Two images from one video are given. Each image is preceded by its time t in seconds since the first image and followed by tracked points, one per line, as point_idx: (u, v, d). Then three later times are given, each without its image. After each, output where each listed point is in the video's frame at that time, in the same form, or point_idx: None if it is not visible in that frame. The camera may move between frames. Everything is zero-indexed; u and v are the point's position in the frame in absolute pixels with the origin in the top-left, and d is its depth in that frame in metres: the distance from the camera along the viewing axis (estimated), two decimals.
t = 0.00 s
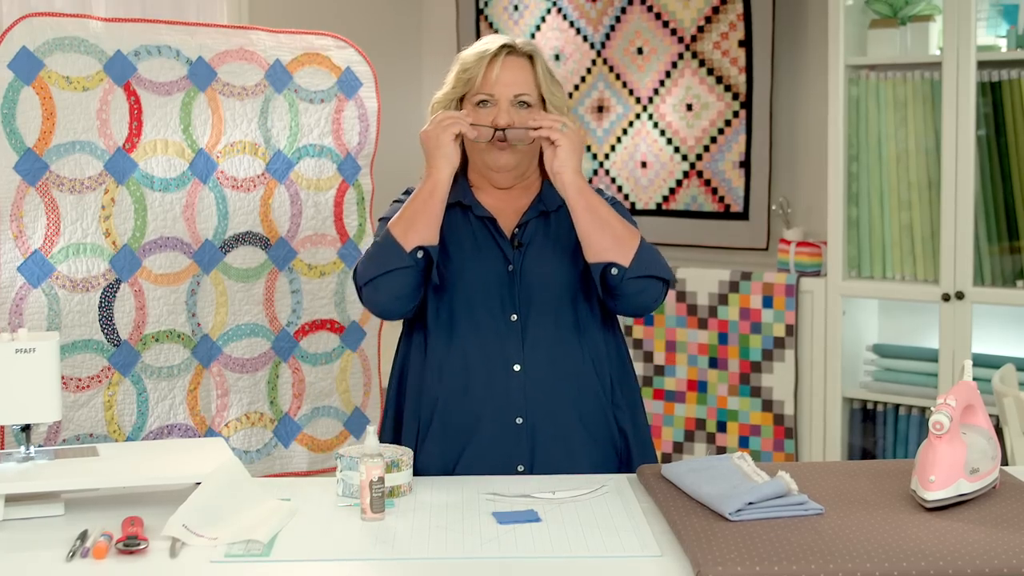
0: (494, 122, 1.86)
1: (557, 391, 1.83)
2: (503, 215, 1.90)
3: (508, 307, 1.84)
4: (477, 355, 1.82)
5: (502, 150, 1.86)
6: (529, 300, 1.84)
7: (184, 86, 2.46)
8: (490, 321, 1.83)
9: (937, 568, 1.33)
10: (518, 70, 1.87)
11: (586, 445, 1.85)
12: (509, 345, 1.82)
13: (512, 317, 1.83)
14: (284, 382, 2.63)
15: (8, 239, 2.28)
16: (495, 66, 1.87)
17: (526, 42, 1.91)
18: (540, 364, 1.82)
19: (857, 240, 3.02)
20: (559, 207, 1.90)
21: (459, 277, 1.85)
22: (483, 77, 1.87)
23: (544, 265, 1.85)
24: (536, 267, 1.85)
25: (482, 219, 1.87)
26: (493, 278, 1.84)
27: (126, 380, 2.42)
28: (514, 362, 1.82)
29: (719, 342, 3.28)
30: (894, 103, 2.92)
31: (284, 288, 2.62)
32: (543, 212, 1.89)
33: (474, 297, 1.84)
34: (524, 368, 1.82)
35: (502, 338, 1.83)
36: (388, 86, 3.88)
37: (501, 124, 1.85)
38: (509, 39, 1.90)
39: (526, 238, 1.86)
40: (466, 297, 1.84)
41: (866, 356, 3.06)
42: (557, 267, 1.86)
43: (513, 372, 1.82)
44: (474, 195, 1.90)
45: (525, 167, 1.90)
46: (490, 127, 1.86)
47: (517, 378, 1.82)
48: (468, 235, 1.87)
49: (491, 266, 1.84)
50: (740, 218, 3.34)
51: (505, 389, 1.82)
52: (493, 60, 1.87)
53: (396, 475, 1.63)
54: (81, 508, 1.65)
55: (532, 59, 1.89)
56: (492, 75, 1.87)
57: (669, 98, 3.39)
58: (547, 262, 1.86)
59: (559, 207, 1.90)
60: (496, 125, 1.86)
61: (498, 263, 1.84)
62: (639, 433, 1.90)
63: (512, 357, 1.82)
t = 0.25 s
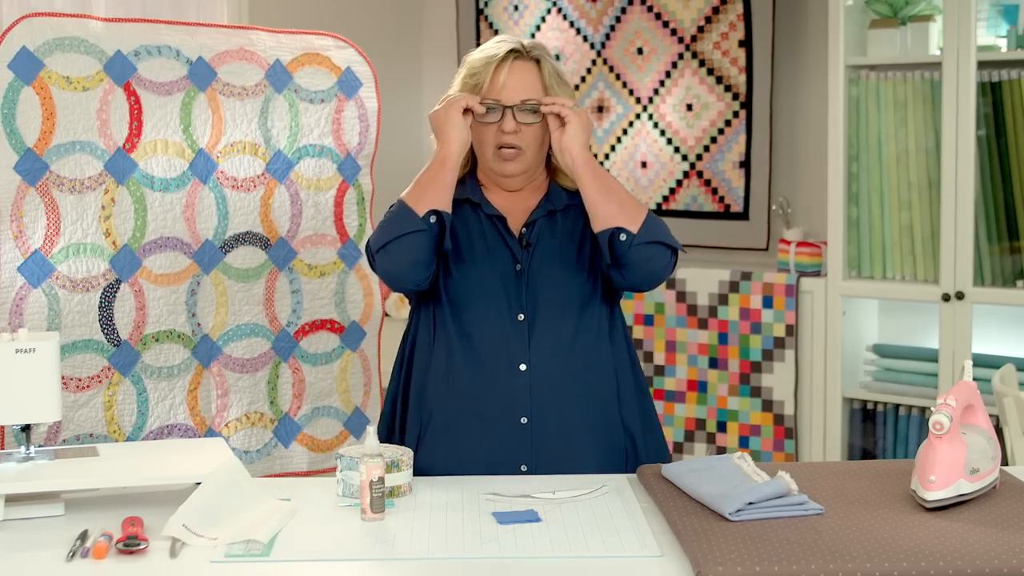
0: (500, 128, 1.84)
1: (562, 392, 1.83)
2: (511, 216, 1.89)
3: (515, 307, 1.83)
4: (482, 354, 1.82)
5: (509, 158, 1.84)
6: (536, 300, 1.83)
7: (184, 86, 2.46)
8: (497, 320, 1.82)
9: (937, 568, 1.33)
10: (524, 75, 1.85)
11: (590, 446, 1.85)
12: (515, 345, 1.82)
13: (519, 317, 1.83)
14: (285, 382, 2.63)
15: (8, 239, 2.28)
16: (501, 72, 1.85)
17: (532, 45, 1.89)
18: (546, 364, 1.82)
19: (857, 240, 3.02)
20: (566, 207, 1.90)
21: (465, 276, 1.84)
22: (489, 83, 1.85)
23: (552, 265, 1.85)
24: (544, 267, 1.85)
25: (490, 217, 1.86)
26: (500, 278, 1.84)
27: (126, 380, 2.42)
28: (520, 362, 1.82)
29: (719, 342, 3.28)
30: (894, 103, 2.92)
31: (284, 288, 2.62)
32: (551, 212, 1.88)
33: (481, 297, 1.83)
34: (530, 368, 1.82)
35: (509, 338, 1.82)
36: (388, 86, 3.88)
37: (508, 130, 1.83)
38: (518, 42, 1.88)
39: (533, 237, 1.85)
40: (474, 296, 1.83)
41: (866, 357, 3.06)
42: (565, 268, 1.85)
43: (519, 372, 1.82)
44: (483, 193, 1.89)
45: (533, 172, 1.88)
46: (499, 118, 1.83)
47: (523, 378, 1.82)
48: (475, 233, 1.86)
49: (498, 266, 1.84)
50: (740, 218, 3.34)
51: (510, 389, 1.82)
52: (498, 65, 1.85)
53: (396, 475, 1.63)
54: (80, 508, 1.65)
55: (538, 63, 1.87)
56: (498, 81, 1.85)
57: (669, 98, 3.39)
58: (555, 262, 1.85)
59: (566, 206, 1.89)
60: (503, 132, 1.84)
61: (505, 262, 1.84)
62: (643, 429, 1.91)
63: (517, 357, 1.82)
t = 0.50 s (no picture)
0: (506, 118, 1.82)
1: (568, 395, 1.83)
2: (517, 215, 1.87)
3: (521, 309, 1.83)
4: (488, 356, 1.82)
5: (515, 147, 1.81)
6: (542, 302, 1.83)
7: (184, 86, 2.46)
8: (502, 322, 1.82)
9: (937, 568, 1.33)
10: (530, 66, 1.83)
11: (595, 449, 1.85)
12: (521, 347, 1.82)
13: (525, 319, 1.83)
14: (284, 383, 2.63)
15: (8, 239, 2.28)
16: (507, 62, 1.83)
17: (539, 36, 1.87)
18: (552, 366, 1.82)
19: (857, 240, 3.02)
20: (574, 208, 1.87)
21: (472, 277, 1.84)
22: (494, 73, 1.83)
23: (559, 266, 1.85)
24: (551, 269, 1.84)
25: (496, 219, 1.85)
26: (507, 279, 1.83)
27: (126, 380, 2.42)
28: (525, 364, 1.82)
29: (719, 342, 3.28)
30: (894, 103, 2.92)
31: (284, 288, 2.62)
32: (560, 212, 1.86)
33: (488, 298, 1.83)
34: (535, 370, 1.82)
35: (515, 339, 1.82)
36: (388, 86, 3.88)
37: (514, 119, 1.80)
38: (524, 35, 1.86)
39: (541, 238, 1.85)
40: (480, 297, 1.83)
41: (866, 357, 3.06)
42: (572, 269, 1.85)
43: (525, 374, 1.82)
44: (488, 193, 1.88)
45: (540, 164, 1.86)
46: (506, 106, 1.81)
47: (528, 380, 1.82)
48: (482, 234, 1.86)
49: (505, 267, 1.84)
50: (740, 218, 3.34)
51: (516, 391, 1.82)
52: (504, 56, 1.83)
53: (396, 475, 1.63)
54: (80, 508, 1.65)
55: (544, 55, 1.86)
56: (503, 71, 1.83)
57: (669, 98, 3.39)
58: (563, 263, 1.85)
59: (574, 207, 1.87)
60: (508, 122, 1.81)
61: (512, 263, 1.84)
62: (650, 429, 1.90)
63: (523, 359, 1.82)
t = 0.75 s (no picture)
0: (519, 111, 1.88)
1: (569, 398, 1.86)
2: (522, 218, 1.92)
3: (525, 311, 1.86)
4: (491, 359, 1.86)
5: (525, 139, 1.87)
6: (545, 306, 1.86)
7: (184, 86, 2.46)
8: (506, 325, 1.86)
9: (937, 568, 1.33)
10: (548, 64, 1.90)
11: (594, 450, 1.88)
12: (524, 350, 1.86)
13: (528, 322, 1.86)
14: (284, 382, 2.63)
15: (8, 239, 2.29)
16: (526, 58, 1.89)
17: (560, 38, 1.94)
18: (554, 369, 1.86)
19: (857, 240, 3.02)
20: (582, 214, 1.91)
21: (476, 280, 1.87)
22: (513, 66, 1.90)
23: (563, 270, 1.87)
24: (555, 272, 1.87)
25: (501, 221, 1.90)
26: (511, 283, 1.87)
27: (126, 380, 2.42)
28: (528, 366, 1.86)
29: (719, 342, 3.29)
30: (894, 103, 2.92)
31: (284, 288, 2.62)
32: (567, 218, 1.90)
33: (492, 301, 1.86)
34: (538, 372, 1.86)
35: (518, 343, 1.86)
36: (388, 86, 3.88)
37: (526, 113, 1.87)
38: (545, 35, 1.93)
39: (546, 243, 1.88)
40: (484, 300, 1.87)
41: (866, 357, 3.06)
42: (577, 273, 1.87)
43: (527, 376, 1.86)
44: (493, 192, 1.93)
45: (548, 161, 1.91)
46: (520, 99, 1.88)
47: (530, 382, 1.86)
48: (488, 240, 1.90)
49: (509, 271, 1.87)
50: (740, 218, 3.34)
51: (518, 393, 1.85)
52: (524, 52, 1.90)
53: (396, 475, 1.63)
54: (80, 508, 1.65)
55: (564, 57, 1.92)
56: (522, 65, 1.89)
57: (669, 98, 3.39)
58: (568, 267, 1.87)
59: (583, 213, 1.91)
60: (520, 115, 1.87)
61: (517, 267, 1.88)
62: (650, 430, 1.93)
63: (526, 361, 1.86)
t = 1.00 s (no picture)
0: (525, 117, 1.88)
1: (570, 400, 1.87)
2: (526, 219, 1.93)
3: (527, 313, 1.86)
4: (493, 360, 1.86)
5: (530, 145, 1.87)
6: (547, 308, 1.86)
7: (184, 86, 2.46)
8: (509, 327, 1.86)
9: (937, 568, 1.33)
10: (557, 70, 1.90)
11: (593, 452, 1.89)
12: (526, 351, 1.86)
13: (531, 323, 1.86)
14: (284, 383, 2.63)
15: (8, 239, 2.29)
16: (535, 63, 1.89)
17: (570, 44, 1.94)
18: (555, 371, 1.86)
19: (858, 240, 3.02)
20: (587, 217, 1.92)
21: (478, 281, 1.87)
22: (521, 72, 1.89)
23: (565, 272, 1.88)
24: (557, 273, 1.87)
25: (504, 222, 1.90)
26: (513, 284, 1.87)
27: (126, 380, 2.42)
28: (530, 368, 1.86)
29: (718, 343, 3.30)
30: (894, 103, 2.92)
31: (284, 288, 2.62)
32: (572, 221, 1.91)
33: (493, 303, 1.86)
34: (540, 374, 1.86)
35: (520, 344, 1.86)
36: (388, 86, 3.88)
37: (533, 120, 1.87)
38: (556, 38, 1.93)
39: (550, 244, 1.89)
40: (485, 301, 1.86)
41: (866, 357, 3.06)
42: (580, 275, 1.88)
43: (529, 377, 1.86)
44: (497, 193, 1.94)
45: (552, 167, 1.92)
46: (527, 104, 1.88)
47: (532, 383, 1.86)
48: (491, 240, 1.90)
49: (512, 273, 1.87)
50: (740, 218, 3.33)
51: (520, 394, 1.86)
52: (533, 57, 1.90)
53: (396, 475, 1.63)
54: (80, 508, 1.65)
55: (573, 63, 1.92)
56: (531, 71, 1.89)
57: (669, 98, 3.39)
58: (571, 269, 1.88)
59: (587, 216, 1.92)
60: (526, 121, 1.87)
61: (520, 268, 1.88)
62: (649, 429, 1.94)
63: (528, 363, 1.86)
